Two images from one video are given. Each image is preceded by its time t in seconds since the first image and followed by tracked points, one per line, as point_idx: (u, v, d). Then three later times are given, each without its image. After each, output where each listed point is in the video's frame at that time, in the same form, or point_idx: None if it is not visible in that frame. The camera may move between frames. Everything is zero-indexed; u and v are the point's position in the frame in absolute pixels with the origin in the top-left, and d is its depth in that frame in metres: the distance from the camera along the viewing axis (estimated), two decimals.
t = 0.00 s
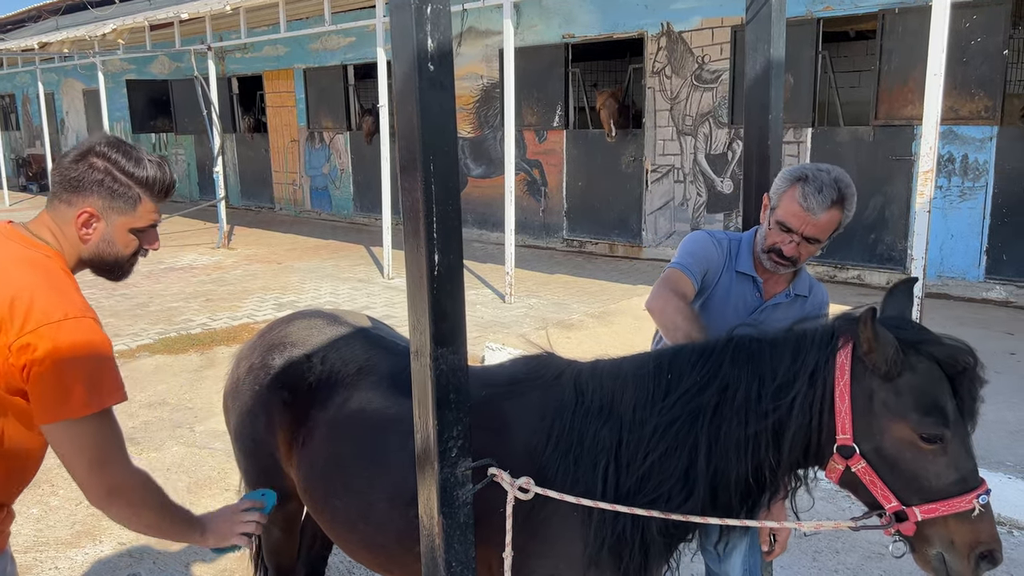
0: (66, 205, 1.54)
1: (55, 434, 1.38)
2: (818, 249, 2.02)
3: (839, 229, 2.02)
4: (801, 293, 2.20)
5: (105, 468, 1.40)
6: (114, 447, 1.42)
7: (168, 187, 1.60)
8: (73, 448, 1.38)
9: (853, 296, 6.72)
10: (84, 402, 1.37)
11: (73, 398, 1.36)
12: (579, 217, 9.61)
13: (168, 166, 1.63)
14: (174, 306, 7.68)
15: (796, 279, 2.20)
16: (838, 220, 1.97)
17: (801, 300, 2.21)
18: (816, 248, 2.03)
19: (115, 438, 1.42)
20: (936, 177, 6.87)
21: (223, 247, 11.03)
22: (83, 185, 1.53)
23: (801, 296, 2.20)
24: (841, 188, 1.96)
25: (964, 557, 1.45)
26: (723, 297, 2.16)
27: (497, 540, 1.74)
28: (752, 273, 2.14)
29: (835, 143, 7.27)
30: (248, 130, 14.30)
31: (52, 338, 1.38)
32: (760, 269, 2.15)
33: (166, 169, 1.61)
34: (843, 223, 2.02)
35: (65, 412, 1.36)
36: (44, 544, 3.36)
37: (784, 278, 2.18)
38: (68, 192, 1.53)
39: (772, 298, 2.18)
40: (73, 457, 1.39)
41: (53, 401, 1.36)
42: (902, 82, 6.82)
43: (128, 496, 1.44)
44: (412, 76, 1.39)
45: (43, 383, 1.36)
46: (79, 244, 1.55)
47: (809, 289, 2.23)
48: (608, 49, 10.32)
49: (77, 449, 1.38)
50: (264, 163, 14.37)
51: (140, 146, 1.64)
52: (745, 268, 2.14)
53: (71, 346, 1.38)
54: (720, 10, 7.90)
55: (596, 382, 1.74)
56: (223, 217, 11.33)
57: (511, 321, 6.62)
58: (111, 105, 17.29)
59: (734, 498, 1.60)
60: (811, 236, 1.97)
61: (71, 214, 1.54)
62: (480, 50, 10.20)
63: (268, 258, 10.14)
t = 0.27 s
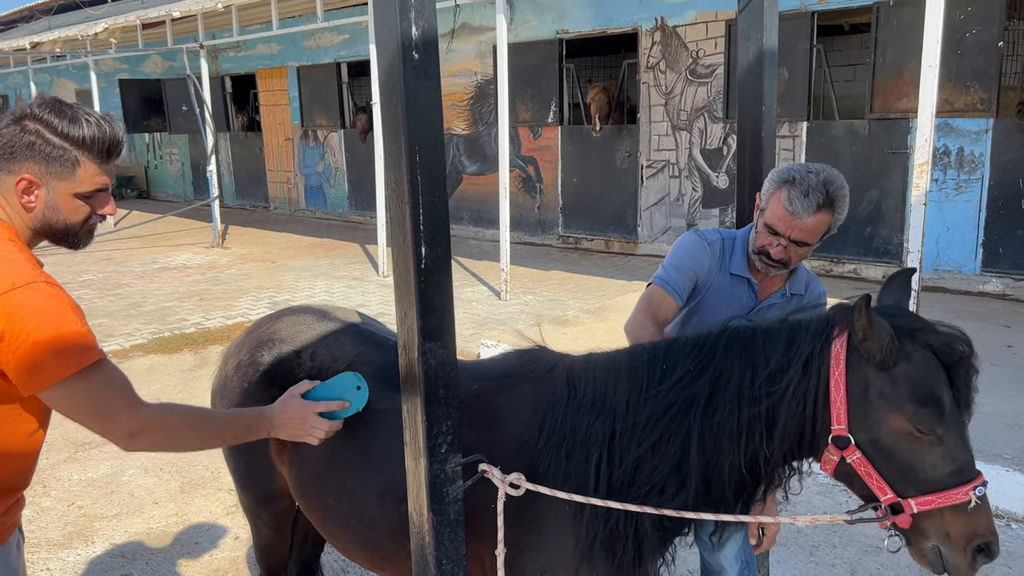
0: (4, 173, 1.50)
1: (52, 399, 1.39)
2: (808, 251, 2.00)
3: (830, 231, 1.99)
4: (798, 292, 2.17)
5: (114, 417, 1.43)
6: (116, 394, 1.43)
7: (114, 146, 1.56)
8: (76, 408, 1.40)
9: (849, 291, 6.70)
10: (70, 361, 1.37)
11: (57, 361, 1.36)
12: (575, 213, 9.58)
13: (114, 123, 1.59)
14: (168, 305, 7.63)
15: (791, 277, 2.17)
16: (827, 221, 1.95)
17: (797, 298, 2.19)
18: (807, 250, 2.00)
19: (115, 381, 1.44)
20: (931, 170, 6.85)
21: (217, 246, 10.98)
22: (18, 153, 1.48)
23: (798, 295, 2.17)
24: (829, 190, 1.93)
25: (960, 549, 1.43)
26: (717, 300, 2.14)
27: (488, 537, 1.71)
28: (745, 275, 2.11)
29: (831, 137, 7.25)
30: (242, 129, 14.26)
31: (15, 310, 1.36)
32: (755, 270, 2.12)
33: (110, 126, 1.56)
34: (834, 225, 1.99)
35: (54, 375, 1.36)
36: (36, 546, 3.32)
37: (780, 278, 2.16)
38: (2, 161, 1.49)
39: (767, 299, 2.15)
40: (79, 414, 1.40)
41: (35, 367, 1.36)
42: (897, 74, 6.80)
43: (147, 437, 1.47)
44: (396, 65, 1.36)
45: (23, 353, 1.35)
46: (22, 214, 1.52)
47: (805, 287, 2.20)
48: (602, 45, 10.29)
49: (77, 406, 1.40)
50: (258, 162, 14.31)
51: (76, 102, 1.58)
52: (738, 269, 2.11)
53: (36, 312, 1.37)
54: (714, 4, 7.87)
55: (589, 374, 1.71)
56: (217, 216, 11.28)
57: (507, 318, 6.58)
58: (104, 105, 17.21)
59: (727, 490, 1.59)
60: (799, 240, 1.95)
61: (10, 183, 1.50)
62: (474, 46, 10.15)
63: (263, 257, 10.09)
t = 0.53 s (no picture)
0: None
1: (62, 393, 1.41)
2: (801, 228, 1.99)
3: (823, 207, 1.98)
4: (800, 277, 2.13)
5: (124, 408, 1.46)
6: (123, 386, 1.45)
7: (100, 141, 1.53)
8: (86, 402, 1.42)
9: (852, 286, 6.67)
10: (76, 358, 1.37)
11: (65, 357, 1.36)
12: (575, 211, 9.55)
13: (100, 117, 1.55)
14: (169, 306, 7.62)
15: (794, 261, 2.13)
16: (817, 196, 1.94)
17: (800, 285, 2.14)
18: (800, 227, 1.99)
19: (121, 371, 1.45)
20: (934, 164, 6.82)
21: (218, 246, 10.97)
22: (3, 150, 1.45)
23: (800, 280, 2.13)
24: (817, 162, 1.94)
25: (968, 539, 1.41)
26: (715, 284, 2.12)
27: (488, 533, 1.69)
28: (742, 256, 2.09)
29: (832, 132, 7.22)
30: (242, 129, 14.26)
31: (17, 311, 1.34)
32: (753, 253, 2.10)
33: (94, 119, 1.53)
34: (827, 200, 1.98)
35: (63, 372, 1.37)
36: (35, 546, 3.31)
37: (780, 262, 2.13)
38: None
39: (768, 283, 2.12)
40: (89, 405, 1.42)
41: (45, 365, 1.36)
42: (898, 68, 6.77)
43: (155, 423, 1.51)
44: (389, 53, 1.34)
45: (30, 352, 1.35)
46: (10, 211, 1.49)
47: (810, 272, 2.15)
48: (602, 42, 10.26)
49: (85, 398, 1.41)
50: (258, 162, 14.30)
51: (63, 94, 1.55)
52: (735, 252, 2.09)
53: (41, 310, 1.35)
54: None
55: (589, 368, 1.69)
56: (218, 216, 11.26)
57: (508, 316, 6.56)
58: (105, 106, 17.21)
59: (729, 484, 1.56)
60: (788, 213, 1.95)
61: None
62: (474, 44, 10.13)
63: (264, 257, 10.07)
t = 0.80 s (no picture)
0: (29, 192, 1.51)
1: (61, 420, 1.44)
2: (786, 216, 2.00)
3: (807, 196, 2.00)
4: (798, 276, 2.09)
5: (114, 439, 1.50)
6: (122, 420, 1.50)
7: (133, 165, 1.56)
8: (84, 430, 1.46)
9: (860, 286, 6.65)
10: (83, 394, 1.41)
11: (78, 388, 1.40)
12: (583, 213, 9.55)
13: (134, 142, 1.58)
14: (178, 309, 7.66)
15: (793, 260, 2.10)
16: (795, 181, 1.98)
17: (798, 284, 2.11)
18: (785, 215, 2.00)
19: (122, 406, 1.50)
20: (942, 163, 6.79)
21: (227, 250, 11.02)
22: (41, 174, 1.49)
23: (797, 279, 2.09)
24: (794, 149, 2.00)
25: (981, 535, 1.41)
26: (708, 282, 2.12)
27: (498, 534, 1.69)
28: (734, 254, 2.10)
29: (840, 132, 7.19)
30: (250, 133, 14.33)
31: (35, 339, 1.38)
32: (747, 252, 2.10)
33: (128, 144, 1.56)
34: (810, 189, 2.00)
35: (69, 406, 1.41)
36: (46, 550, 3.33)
37: (776, 261, 2.11)
38: (28, 180, 1.50)
39: (763, 282, 2.10)
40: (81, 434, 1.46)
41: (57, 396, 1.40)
42: (906, 67, 6.74)
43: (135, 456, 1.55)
44: (396, 57, 1.34)
45: (45, 378, 1.38)
46: (46, 233, 1.53)
47: (809, 273, 2.11)
48: (609, 43, 10.25)
49: (82, 428, 1.45)
50: (266, 166, 14.36)
51: (102, 120, 1.58)
52: (729, 251, 2.10)
53: (63, 341, 1.39)
54: None
55: (596, 369, 1.69)
56: (226, 220, 11.31)
57: (516, 318, 6.56)
58: (114, 111, 17.31)
59: (738, 483, 1.56)
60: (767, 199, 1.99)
61: (33, 203, 1.51)
62: (480, 47, 10.14)
63: (272, 261, 10.11)
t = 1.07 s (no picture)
0: (37, 188, 1.55)
1: (75, 417, 1.49)
2: (765, 208, 2.02)
3: (787, 189, 2.01)
4: (791, 277, 2.07)
5: (125, 441, 1.54)
6: (133, 419, 1.54)
7: (138, 162, 1.58)
8: (96, 428, 1.50)
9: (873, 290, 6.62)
10: (95, 387, 1.45)
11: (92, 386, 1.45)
12: (594, 217, 9.57)
13: (139, 138, 1.61)
14: (193, 314, 7.73)
15: (788, 260, 2.10)
16: (773, 174, 2.02)
17: (793, 286, 2.08)
18: (765, 207, 2.03)
19: (133, 405, 1.54)
20: (956, 167, 6.76)
21: (240, 254, 11.10)
22: (46, 170, 1.52)
23: (791, 280, 2.07)
24: (769, 146, 2.06)
25: (997, 540, 1.42)
26: (703, 283, 2.18)
27: (514, 536, 1.71)
28: (727, 254, 2.16)
29: (852, 135, 7.17)
30: (263, 139, 14.44)
31: (48, 333, 1.43)
32: (740, 253, 2.15)
33: (132, 141, 1.58)
34: (789, 181, 2.02)
35: (83, 401, 1.46)
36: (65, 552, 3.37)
37: (770, 262, 2.12)
38: (35, 177, 1.54)
39: (755, 280, 2.11)
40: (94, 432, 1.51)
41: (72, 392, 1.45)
42: (919, 71, 6.71)
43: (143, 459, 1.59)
44: (414, 67, 1.37)
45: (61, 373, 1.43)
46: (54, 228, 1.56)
47: (807, 273, 2.10)
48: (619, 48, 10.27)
49: (93, 425, 1.49)
50: (279, 171, 14.47)
51: (107, 118, 1.61)
52: (722, 252, 2.16)
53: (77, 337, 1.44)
54: (732, 4, 7.83)
55: (614, 373, 1.71)
56: (239, 225, 11.40)
57: (527, 322, 6.58)
58: (128, 117, 17.49)
59: (756, 487, 1.57)
60: (744, 191, 2.03)
61: (40, 199, 1.54)
62: (492, 52, 10.18)
63: (285, 265, 10.18)
